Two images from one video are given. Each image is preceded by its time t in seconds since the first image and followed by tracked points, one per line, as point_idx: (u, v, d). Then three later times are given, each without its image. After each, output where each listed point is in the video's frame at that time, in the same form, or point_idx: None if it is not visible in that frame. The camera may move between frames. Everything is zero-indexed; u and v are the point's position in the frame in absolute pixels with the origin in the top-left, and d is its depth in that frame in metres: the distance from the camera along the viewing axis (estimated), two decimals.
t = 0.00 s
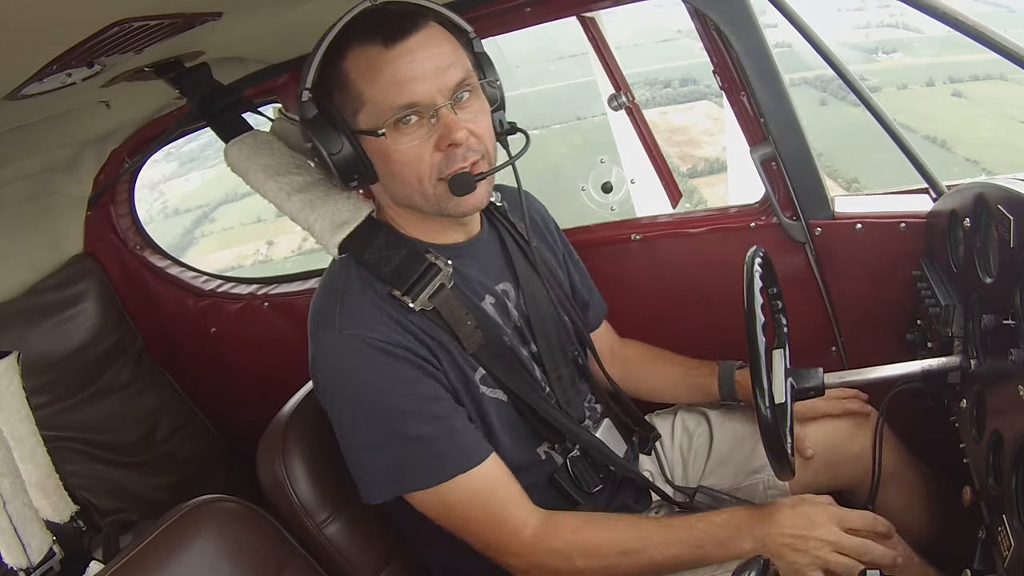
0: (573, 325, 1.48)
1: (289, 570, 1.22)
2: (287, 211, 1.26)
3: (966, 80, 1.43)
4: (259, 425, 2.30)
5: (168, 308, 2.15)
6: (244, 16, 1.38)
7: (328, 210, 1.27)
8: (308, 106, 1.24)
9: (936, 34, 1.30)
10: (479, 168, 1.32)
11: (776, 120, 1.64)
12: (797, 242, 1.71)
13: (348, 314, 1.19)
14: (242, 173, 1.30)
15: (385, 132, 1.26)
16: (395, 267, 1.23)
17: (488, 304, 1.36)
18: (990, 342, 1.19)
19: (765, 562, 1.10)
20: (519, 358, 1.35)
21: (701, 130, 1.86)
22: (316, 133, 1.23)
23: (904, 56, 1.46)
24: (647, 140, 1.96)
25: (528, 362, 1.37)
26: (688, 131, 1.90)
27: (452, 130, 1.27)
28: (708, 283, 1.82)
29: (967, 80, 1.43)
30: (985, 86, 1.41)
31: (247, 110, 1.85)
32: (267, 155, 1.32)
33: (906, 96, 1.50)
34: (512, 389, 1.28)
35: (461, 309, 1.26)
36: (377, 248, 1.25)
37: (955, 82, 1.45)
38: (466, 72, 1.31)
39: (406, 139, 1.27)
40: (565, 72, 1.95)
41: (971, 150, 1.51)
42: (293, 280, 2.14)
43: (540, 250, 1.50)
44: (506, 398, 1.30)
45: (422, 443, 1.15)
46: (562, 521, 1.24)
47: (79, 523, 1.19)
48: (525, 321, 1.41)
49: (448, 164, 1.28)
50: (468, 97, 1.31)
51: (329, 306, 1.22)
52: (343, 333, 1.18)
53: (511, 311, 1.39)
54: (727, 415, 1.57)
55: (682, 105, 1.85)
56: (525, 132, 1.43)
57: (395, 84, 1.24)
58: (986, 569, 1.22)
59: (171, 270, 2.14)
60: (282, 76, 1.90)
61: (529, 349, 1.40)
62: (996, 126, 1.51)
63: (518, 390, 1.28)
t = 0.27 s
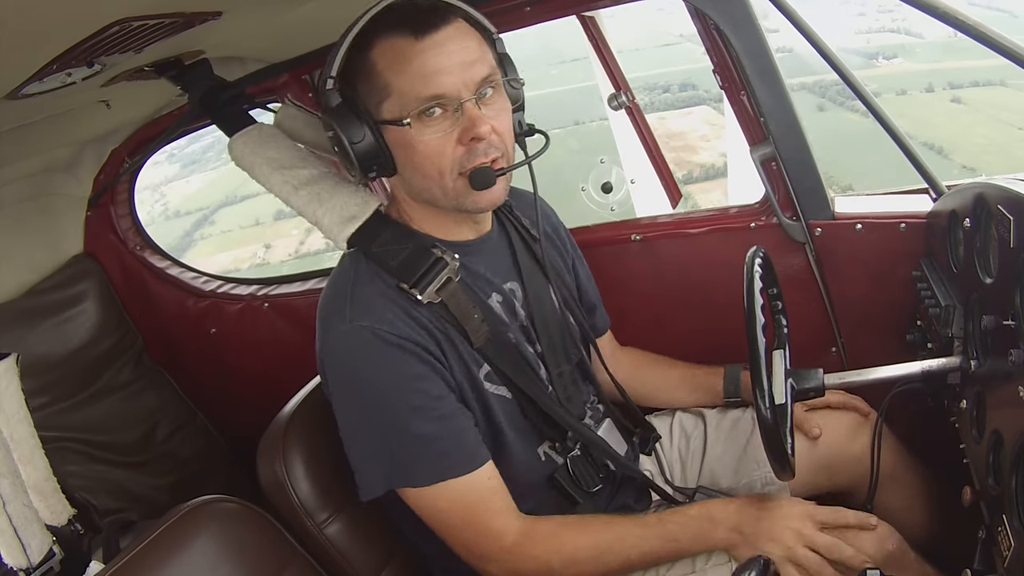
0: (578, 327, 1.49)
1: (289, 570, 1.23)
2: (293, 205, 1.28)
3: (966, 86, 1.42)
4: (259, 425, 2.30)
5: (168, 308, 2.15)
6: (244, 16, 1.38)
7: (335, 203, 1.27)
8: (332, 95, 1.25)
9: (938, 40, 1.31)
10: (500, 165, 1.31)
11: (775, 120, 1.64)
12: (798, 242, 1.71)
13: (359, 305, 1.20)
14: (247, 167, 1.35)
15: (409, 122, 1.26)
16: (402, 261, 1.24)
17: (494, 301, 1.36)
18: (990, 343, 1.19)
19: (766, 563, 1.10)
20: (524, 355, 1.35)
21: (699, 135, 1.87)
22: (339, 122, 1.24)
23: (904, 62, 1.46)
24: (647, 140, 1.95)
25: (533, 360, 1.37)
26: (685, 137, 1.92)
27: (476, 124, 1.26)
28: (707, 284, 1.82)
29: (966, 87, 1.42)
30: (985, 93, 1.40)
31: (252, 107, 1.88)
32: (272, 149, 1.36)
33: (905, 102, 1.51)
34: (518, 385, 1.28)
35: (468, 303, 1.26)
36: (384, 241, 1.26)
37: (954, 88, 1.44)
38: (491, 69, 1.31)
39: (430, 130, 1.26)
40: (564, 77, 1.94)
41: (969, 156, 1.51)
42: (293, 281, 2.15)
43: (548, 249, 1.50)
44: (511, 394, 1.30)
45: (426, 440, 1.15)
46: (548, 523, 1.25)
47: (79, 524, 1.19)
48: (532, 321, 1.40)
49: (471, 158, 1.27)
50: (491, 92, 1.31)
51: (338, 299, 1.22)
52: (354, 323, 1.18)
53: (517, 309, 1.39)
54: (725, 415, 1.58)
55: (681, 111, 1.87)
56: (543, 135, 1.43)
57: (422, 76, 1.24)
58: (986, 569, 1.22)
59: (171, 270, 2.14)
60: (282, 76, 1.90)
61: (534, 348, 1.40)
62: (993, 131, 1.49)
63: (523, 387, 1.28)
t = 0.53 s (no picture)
0: (573, 327, 1.48)
1: (289, 570, 1.23)
2: (294, 206, 1.27)
3: (967, 89, 1.40)
4: (259, 424, 2.30)
5: (168, 308, 2.15)
6: (244, 16, 1.38)
7: (336, 203, 1.27)
8: (335, 90, 1.24)
9: (939, 44, 1.30)
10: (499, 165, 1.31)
11: (775, 120, 1.64)
12: (797, 242, 1.71)
13: (359, 303, 1.20)
14: (247, 171, 1.33)
15: (411, 121, 1.26)
16: (402, 260, 1.24)
17: (492, 302, 1.36)
18: (990, 342, 1.19)
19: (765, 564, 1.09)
20: (521, 355, 1.35)
21: (698, 138, 1.89)
22: (341, 119, 1.23)
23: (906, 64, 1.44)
24: (647, 139, 1.97)
25: (530, 360, 1.37)
26: (683, 139, 1.94)
27: (477, 124, 1.27)
28: (707, 284, 1.82)
29: (968, 90, 1.40)
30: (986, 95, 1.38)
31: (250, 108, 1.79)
32: (272, 151, 1.35)
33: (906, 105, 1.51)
34: (517, 384, 1.28)
35: (468, 302, 1.26)
36: (384, 241, 1.26)
37: (955, 90, 1.43)
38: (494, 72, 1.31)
39: (432, 130, 1.26)
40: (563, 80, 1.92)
41: (969, 160, 1.48)
42: (293, 281, 2.15)
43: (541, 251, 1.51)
44: (509, 394, 1.30)
45: (429, 438, 1.15)
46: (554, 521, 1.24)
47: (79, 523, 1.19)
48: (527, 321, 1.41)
49: (470, 158, 1.27)
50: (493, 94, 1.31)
51: (339, 296, 1.22)
52: (355, 320, 1.18)
53: (514, 310, 1.39)
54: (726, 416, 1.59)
55: (680, 114, 1.89)
56: (540, 139, 1.43)
57: (427, 75, 1.24)
58: (986, 569, 1.22)
59: (171, 270, 2.14)
60: (282, 76, 1.91)
61: (530, 348, 1.40)
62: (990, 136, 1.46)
63: (522, 386, 1.28)
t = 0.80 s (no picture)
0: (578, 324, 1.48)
1: (289, 569, 1.22)
2: (299, 199, 1.30)
3: (968, 90, 1.43)
4: (259, 424, 2.30)
5: (169, 308, 2.15)
6: (244, 16, 1.38)
7: (341, 198, 1.29)
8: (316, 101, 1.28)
9: (942, 45, 1.30)
10: (477, 153, 1.32)
11: (775, 120, 1.64)
12: (798, 243, 1.71)
13: (366, 291, 1.19)
14: (249, 164, 1.36)
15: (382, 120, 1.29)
16: (409, 252, 1.24)
17: (498, 295, 1.36)
18: (990, 342, 1.19)
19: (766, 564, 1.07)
20: (527, 349, 1.35)
21: (697, 140, 1.91)
22: (321, 129, 1.27)
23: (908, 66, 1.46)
24: (647, 140, 1.96)
25: (536, 354, 1.37)
26: (682, 141, 1.95)
27: (445, 114, 1.28)
28: (707, 284, 1.82)
29: (969, 91, 1.43)
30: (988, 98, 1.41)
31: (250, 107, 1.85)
32: (277, 145, 1.37)
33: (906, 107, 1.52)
34: (524, 373, 1.29)
35: (475, 292, 1.26)
36: (387, 236, 1.25)
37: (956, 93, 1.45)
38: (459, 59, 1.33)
39: (403, 125, 1.29)
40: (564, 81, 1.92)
41: (967, 163, 1.51)
42: (293, 281, 2.14)
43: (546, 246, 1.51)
44: (515, 385, 1.30)
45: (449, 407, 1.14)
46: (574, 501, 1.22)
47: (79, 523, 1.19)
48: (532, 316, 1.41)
49: (444, 149, 1.29)
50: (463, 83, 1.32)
51: (341, 290, 1.22)
52: (363, 305, 1.17)
53: (520, 304, 1.39)
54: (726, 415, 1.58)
55: (680, 115, 1.89)
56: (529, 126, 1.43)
57: (390, 72, 1.28)
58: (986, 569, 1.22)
59: (171, 270, 2.14)
60: (282, 76, 1.90)
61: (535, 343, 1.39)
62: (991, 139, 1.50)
63: (528, 376, 1.29)
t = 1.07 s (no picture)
0: (577, 323, 1.49)
1: (289, 570, 1.23)
2: (294, 202, 1.28)
3: (969, 91, 1.45)
4: (259, 424, 2.30)
5: (168, 308, 2.15)
6: (243, 16, 1.38)
7: (336, 201, 1.29)
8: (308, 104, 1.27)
9: (944, 45, 1.30)
10: (467, 160, 1.33)
11: (776, 120, 1.64)
12: (798, 242, 1.71)
13: (355, 300, 1.19)
14: (247, 166, 1.33)
15: (371, 126, 1.29)
16: (403, 259, 1.24)
17: (494, 299, 1.36)
18: (990, 342, 1.19)
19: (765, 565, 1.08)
20: (525, 352, 1.36)
21: (693, 140, 1.90)
22: (316, 131, 1.26)
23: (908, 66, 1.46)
24: (647, 139, 1.95)
25: (534, 357, 1.37)
26: (679, 141, 1.95)
27: (435, 121, 1.28)
28: (707, 284, 1.82)
29: (969, 91, 1.44)
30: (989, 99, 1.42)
31: (251, 106, 1.83)
32: (273, 146, 1.35)
33: (906, 108, 1.52)
34: (518, 379, 1.29)
35: (470, 300, 1.26)
36: (382, 241, 1.26)
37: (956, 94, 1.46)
38: (451, 66, 1.32)
39: (394, 131, 1.29)
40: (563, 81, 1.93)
41: (966, 163, 1.52)
42: (293, 281, 2.14)
43: (544, 247, 1.51)
44: (512, 390, 1.30)
45: (431, 431, 1.14)
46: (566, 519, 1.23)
47: (79, 523, 1.20)
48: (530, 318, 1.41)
49: (433, 158, 1.29)
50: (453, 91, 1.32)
51: (330, 298, 1.22)
52: (351, 317, 1.17)
53: (516, 306, 1.39)
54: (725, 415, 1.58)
55: (678, 116, 1.89)
56: (522, 130, 1.42)
57: (381, 78, 1.27)
58: (986, 569, 1.22)
59: (171, 270, 2.14)
60: (282, 76, 1.90)
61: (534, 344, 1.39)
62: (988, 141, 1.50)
63: (524, 381, 1.29)
